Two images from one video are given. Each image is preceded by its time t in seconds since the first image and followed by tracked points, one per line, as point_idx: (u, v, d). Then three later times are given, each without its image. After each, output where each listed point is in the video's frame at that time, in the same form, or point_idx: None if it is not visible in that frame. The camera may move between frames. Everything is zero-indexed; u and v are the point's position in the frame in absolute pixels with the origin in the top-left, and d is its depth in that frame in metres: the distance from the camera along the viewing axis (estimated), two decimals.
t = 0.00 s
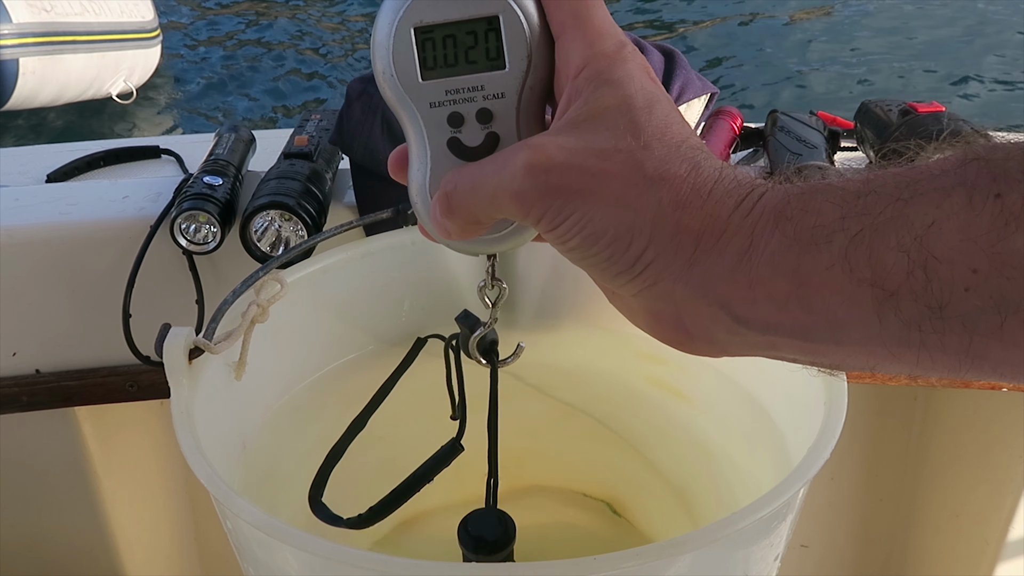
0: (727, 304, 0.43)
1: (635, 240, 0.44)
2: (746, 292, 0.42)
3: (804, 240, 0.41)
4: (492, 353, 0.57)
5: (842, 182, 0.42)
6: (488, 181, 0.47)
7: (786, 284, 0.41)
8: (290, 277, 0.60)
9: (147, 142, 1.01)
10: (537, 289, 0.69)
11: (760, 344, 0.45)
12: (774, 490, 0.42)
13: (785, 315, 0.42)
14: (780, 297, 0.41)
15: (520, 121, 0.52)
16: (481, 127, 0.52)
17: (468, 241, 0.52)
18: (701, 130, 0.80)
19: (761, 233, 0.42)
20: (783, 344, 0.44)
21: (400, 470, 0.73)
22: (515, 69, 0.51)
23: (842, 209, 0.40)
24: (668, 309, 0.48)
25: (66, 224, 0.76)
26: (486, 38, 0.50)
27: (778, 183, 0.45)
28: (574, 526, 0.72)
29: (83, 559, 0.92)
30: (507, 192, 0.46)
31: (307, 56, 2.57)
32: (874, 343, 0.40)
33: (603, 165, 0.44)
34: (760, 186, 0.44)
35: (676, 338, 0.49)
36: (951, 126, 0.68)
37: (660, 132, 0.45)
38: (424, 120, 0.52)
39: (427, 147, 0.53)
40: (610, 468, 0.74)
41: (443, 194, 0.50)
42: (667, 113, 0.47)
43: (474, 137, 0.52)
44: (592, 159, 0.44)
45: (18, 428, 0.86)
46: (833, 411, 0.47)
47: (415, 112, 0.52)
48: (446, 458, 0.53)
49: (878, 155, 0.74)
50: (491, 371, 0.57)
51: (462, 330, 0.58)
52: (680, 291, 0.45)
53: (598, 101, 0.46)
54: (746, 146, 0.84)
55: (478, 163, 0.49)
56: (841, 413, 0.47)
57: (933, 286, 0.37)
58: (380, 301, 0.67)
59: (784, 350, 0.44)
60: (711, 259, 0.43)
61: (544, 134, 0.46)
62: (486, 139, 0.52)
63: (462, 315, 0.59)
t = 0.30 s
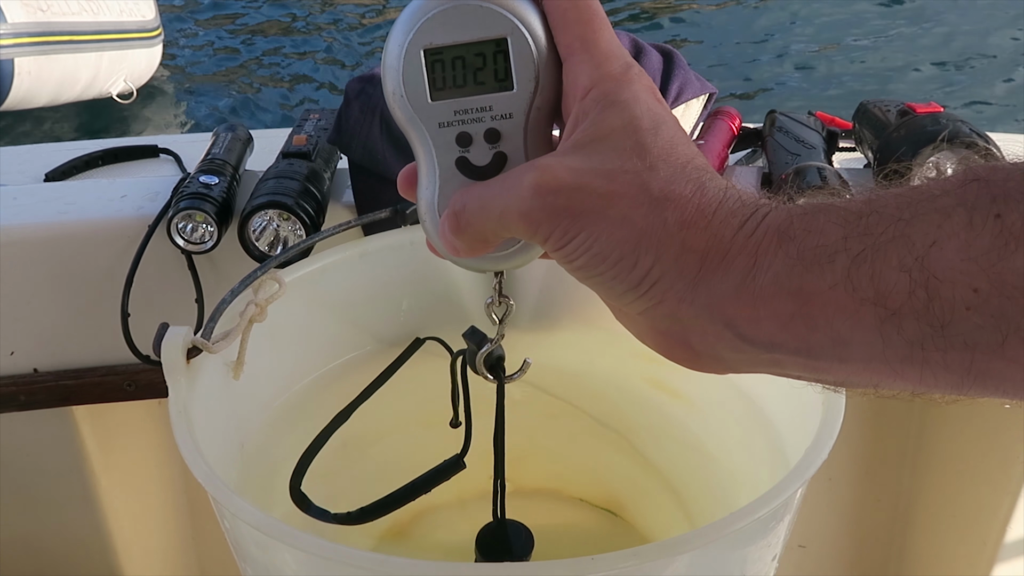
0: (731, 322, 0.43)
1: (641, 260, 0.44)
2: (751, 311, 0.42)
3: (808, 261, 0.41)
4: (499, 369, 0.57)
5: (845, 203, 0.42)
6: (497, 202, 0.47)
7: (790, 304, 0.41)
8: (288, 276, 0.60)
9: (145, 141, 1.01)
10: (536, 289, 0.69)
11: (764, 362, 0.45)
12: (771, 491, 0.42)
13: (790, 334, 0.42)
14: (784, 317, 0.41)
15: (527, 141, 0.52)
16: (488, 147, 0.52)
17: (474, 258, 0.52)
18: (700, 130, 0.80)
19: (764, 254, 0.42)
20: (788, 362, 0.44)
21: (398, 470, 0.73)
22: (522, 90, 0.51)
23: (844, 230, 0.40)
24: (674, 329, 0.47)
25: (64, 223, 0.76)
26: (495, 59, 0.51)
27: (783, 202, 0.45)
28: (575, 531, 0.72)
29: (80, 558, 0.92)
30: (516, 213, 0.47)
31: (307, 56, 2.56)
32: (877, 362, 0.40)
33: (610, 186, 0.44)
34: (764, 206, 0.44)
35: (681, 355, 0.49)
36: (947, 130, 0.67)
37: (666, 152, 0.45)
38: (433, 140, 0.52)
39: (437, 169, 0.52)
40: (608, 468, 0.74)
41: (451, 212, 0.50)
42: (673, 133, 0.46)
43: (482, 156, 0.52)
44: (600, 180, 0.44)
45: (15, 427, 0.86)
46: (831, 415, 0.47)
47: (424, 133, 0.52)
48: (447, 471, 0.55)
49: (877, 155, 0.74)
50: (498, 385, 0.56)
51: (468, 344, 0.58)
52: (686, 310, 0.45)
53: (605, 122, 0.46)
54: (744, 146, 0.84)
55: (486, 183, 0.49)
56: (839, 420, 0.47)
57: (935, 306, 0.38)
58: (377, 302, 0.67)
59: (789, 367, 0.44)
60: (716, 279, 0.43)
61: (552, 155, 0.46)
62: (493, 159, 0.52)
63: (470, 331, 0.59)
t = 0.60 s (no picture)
0: (736, 332, 0.43)
1: (645, 270, 0.44)
2: (754, 321, 0.42)
3: (812, 272, 0.41)
4: (505, 377, 0.57)
5: (849, 214, 0.42)
6: (502, 213, 0.46)
7: (793, 314, 0.41)
8: (286, 276, 0.60)
9: (142, 141, 1.01)
10: (534, 290, 0.69)
11: (769, 371, 0.45)
12: (768, 492, 0.42)
13: (794, 344, 0.42)
14: (788, 327, 0.41)
15: (531, 151, 0.52)
16: (494, 157, 0.52)
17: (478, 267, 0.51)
18: (698, 131, 0.80)
19: (768, 265, 0.42)
20: (791, 371, 0.44)
21: (397, 469, 0.73)
22: (528, 101, 0.51)
23: (848, 240, 0.40)
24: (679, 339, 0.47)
25: (63, 222, 0.76)
26: (500, 70, 0.51)
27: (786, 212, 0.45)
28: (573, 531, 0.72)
29: (78, 558, 0.92)
30: (520, 223, 0.46)
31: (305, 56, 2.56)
32: (880, 372, 0.40)
33: (614, 197, 0.44)
34: (768, 216, 0.44)
35: (684, 364, 0.49)
36: (945, 132, 0.67)
37: (669, 162, 0.45)
38: (437, 149, 0.52)
39: (443, 182, 0.53)
40: (606, 468, 0.74)
41: (457, 222, 0.50)
42: (677, 144, 0.46)
43: (487, 167, 0.52)
44: (603, 191, 0.44)
45: (13, 427, 0.86)
46: (829, 417, 0.47)
47: (430, 143, 0.52)
48: (450, 479, 0.54)
49: (875, 156, 0.74)
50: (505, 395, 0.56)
51: (475, 354, 0.58)
52: (690, 320, 0.45)
53: (610, 132, 0.46)
54: (742, 147, 0.84)
55: (491, 193, 0.48)
56: (836, 423, 0.46)
57: (938, 316, 0.38)
58: (376, 303, 0.67)
59: (792, 376, 0.44)
60: (720, 289, 0.43)
61: (556, 165, 0.45)
62: (498, 168, 0.52)
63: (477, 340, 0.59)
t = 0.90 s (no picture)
0: (753, 324, 0.43)
1: (662, 261, 0.44)
2: (772, 312, 0.42)
3: (830, 262, 0.41)
4: (519, 372, 0.57)
5: (865, 206, 0.43)
6: (518, 204, 0.47)
7: (811, 306, 0.41)
8: (284, 276, 0.60)
9: (142, 141, 1.01)
10: (533, 290, 0.69)
11: (784, 364, 0.45)
12: (768, 491, 0.42)
13: (812, 336, 0.42)
14: (807, 318, 0.41)
15: (545, 145, 0.52)
16: (506, 152, 0.52)
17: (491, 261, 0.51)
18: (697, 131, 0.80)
19: (786, 256, 0.42)
20: (807, 364, 0.44)
21: (397, 470, 0.73)
22: (540, 96, 0.51)
23: (866, 231, 0.41)
24: (695, 331, 0.47)
25: (62, 223, 0.76)
26: (513, 65, 0.51)
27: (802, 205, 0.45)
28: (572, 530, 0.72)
29: (77, 558, 0.92)
30: (537, 215, 0.46)
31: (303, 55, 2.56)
32: (898, 363, 0.40)
33: (631, 188, 0.44)
34: (784, 208, 0.44)
35: (699, 358, 0.49)
36: (943, 132, 0.67)
37: (685, 155, 0.45)
38: (450, 145, 0.52)
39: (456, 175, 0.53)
40: (604, 468, 0.74)
41: (471, 215, 0.50)
42: (692, 138, 0.47)
43: (499, 161, 0.52)
44: (620, 182, 0.44)
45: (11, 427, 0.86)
46: (828, 415, 0.47)
47: (442, 138, 0.52)
48: (468, 478, 0.55)
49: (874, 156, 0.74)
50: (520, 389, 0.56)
51: (487, 350, 0.58)
52: (706, 312, 0.45)
53: (626, 125, 0.46)
54: (742, 147, 0.84)
55: (506, 187, 0.48)
56: (834, 420, 0.47)
57: (958, 305, 0.38)
58: (376, 302, 0.67)
59: (808, 369, 0.44)
60: (738, 280, 0.43)
61: (572, 159, 0.46)
62: (511, 163, 0.52)
63: (488, 338, 0.59)
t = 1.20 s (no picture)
0: (765, 300, 0.44)
1: (675, 237, 0.44)
2: (786, 289, 0.43)
3: (845, 239, 0.41)
4: (525, 354, 0.57)
5: (881, 182, 0.43)
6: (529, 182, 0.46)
7: (826, 281, 0.41)
8: (284, 277, 0.60)
9: (141, 141, 1.01)
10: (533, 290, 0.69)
11: (797, 339, 0.45)
12: (768, 490, 0.42)
13: (826, 311, 0.42)
14: (821, 294, 0.42)
15: (555, 127, 0.52)
16: (516, 134, 0.52)
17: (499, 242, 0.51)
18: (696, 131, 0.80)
19: (800, 232, 0.42)
20: (820, 339, 0.44)
21: (396, 470, 0.73)
22: (551, 77, 0.51)
23: (881, 207, 0.41)
24: (707, 307, 0.48)
25: (61, 223, 0.76)
26: (524, 47, 0.51)
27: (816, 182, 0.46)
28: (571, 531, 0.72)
29: (75, 558, 0.92)
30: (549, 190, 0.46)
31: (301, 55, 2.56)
32: (912, 340, 0.41)
33: (644, 164, 0.44)
34: (798, 185, 0.44)
35: (711, 334, 0.50)
36: (941, 132, 0.67)
37: (698, 133, 0.45)
38: (460, 126, 0.52)
39: (466, 155, 0.52)
40: (604, 468, 0.74)
41: (483, 192, 0.49)
42: (705, 115, 0.47)
43: (509, 142, 0.52)
44: (633, 159, 0.44)
45: (10, 427, 0.86)
46: (828, 413, 0.47)
47: (452, 119, 0.52)
48: (481, 464, 0.56)
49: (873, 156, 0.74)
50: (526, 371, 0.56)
51: (491, 332, 0.58)
52: (719, 288, 0.45)
53: (638, 103, 0.46)
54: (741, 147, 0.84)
55: (518, 163, 0.48)
56: (834, 415, 0.47)
57: (973, 281, 0.38)
58: (376, 302, 0.67)
59: (821, 345, 0.45)
60: (751, 256, 0.43)
61: (585, 136, 0.46)
62: (521, 144, 0.52)
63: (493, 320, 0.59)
